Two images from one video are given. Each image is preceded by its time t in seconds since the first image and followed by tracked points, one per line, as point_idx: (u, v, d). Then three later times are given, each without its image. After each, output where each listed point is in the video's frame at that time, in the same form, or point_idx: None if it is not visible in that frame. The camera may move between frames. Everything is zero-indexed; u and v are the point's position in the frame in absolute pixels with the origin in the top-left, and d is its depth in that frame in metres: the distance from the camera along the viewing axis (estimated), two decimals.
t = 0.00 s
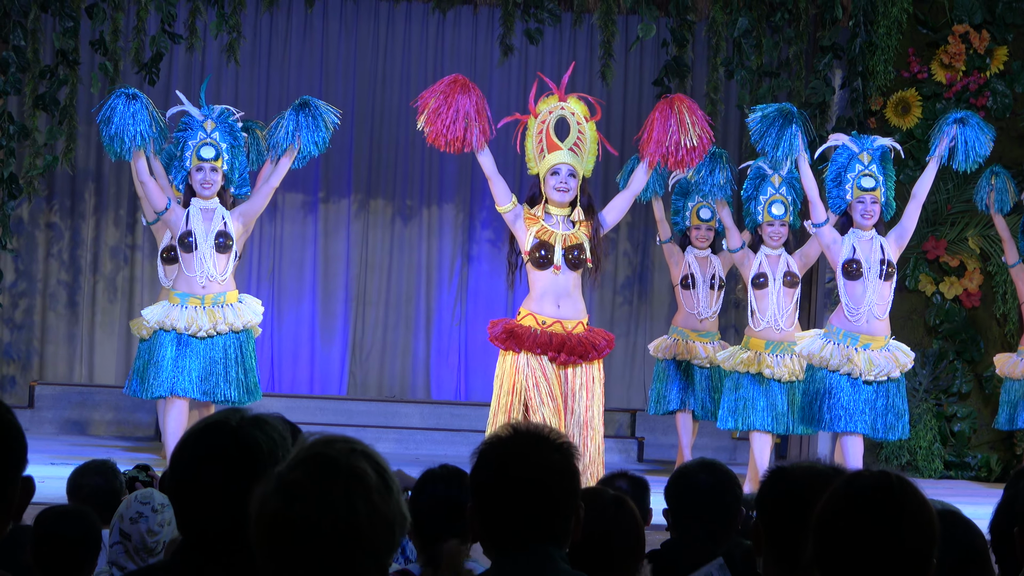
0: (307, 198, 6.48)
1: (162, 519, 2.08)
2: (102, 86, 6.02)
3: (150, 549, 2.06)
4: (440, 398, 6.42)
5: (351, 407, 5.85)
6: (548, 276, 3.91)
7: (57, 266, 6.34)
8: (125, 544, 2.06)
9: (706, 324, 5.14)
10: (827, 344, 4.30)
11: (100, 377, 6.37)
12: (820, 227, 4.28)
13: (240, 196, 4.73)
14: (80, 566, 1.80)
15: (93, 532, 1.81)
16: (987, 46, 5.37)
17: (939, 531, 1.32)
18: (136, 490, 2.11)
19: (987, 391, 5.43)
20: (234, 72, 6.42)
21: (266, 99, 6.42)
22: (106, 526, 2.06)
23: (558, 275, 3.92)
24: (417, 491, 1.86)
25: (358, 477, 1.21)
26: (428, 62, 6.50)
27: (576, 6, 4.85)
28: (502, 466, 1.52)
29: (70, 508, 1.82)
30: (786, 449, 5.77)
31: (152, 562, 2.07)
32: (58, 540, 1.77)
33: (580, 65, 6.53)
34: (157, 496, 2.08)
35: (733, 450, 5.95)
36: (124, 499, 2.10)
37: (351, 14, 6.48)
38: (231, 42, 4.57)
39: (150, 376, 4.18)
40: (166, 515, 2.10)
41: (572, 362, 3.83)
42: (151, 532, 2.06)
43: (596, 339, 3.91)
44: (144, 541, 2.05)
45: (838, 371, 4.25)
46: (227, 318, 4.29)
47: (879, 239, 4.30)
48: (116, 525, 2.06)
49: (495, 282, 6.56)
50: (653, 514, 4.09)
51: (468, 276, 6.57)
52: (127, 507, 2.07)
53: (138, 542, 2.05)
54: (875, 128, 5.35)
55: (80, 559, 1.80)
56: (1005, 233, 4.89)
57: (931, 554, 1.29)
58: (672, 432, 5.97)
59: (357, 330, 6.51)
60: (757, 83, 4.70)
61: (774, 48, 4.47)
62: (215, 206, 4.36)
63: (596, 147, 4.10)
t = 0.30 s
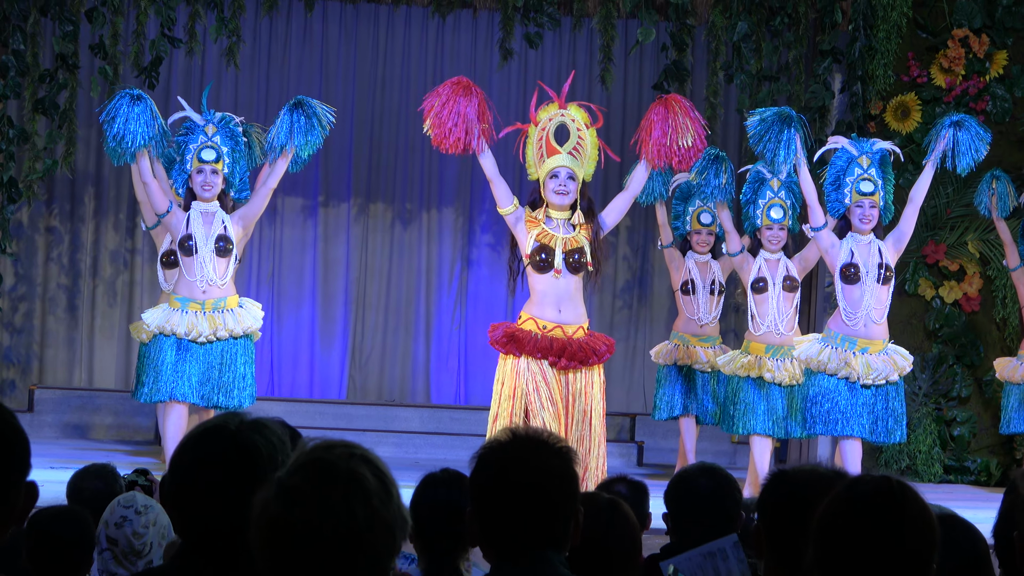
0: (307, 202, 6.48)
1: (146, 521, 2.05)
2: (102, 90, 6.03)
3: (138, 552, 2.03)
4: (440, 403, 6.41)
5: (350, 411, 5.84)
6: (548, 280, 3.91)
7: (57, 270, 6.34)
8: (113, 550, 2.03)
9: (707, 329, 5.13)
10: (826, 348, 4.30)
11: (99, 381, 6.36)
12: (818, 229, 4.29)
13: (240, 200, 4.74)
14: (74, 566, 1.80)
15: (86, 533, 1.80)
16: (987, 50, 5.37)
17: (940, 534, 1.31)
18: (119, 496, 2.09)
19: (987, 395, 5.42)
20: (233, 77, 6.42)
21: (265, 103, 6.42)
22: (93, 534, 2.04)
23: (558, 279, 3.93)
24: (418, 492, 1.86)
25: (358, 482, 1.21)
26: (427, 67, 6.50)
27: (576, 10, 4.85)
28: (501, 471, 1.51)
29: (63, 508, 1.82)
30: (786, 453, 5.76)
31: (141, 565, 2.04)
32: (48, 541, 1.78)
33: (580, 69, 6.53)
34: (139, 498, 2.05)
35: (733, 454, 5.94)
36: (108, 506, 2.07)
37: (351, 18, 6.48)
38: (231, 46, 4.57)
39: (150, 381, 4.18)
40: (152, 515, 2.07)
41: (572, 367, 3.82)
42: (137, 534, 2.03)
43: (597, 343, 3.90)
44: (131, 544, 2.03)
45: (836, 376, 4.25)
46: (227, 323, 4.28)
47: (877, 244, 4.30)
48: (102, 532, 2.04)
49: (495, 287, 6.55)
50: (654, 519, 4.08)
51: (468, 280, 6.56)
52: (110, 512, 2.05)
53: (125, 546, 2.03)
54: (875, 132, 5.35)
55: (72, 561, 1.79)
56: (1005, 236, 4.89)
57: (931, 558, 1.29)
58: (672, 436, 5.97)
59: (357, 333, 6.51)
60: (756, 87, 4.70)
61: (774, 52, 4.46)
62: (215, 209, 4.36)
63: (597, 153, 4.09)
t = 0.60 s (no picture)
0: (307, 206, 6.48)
1: (145, 522, 2.05)
2: (102, 94, 6.04)
3: (141, 554, 2.03)
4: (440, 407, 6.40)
5: (350, 415, 5.84)
6: (548, 282, 3.90)
7: (57, 274, 6.34)
8: (114, 556, 2.02)
9: (709, 333, 5.12)
10: (826, 352, 4.29)
11: (99, 385, 6.36)
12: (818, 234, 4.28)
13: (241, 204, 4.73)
14: (72, 564, 1.85)
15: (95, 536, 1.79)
16: (987, 54, 5.37)
17: (941, 538, 1.31)
18: (112, 503, 2.08)
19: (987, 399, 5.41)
20: (233, 81, 6.43)
21: (265, 108, 6.43)
22: (90, 543, 2.02)
23: (559, 280, 3.91)
24: (419, 497, 1.86)
25: (359, 485, 1.20)
26: (427, 71, 6.50)
27: (576, 14, 4.85)
28: (501, 474, 1.51)
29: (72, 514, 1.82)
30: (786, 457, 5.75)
31: (144, 567, 2.03)
32: (49, 543, 1.82)
33: (580, 72, 6.53)
34: (135, 501, 2.05)
35: (733, 458, 5.94)
36: (103, 513, 2.06)
37: (351, 22, 6.48)
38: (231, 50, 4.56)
39: (151, 385, 4.17)
40: (149, 516, 2.07)
41: (573, 370, 3.82)
42: (138, 536, 2.03)
43: (597, 346, 3.90)
44: (133, 546, 2.02)
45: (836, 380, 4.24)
46: (228, 328, 4.27)
47: (876, 248, 4.29)
48: (100, 540, 2.03)
49: (495, 291, 6.55)
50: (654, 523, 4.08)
51: (467, 284, 6.56)
52: (106, 519, 2.04)
53: (127, 550, 2.02)
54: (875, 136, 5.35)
55: (70, 558, 1.84)
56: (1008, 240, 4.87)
57: (932, 562, 1.28)
58: (672, 440, 5.96)
59: (357, 338, 6.51)
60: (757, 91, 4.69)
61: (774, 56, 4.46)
62: (217, 213, 4.35)
63: (595, 162, 4.10)
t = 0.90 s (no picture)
0: (306, 209, 6.49)
1: (145, 525, 2.05)
2: (102, 97, 6.04)
3: (141, 557, 2.02)
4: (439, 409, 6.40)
5: (350, 418, 5.84)
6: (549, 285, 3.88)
7: (56, 277, 6.34)
8: (114, 559, 2.01)
9: (708, 336, 5.12)
10: (826, 355, 4.29)
11: (99, 388, 6.36)
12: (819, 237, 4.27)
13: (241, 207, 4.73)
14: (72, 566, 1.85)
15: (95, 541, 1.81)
16: (986, 57, 5.37)
17: (941, 540, 1.30)
18: (110, 507, 2.07)
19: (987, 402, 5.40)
20: (233, 84, 6.44)
21: (265, 110, 6.43)
22: (90, 546, 2.01)
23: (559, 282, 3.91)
24: (419, 497, 1.86)
25: (359, 487, 1.20)
26: (427, 73, 6.50)
27: (576, 17, 4.85)
28: (499, 476, 1.51)
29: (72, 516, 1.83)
30: (785, 460, 5.75)
31: (145, 570, 2.03)
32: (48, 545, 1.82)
33: (580, 76, 6.53)
34: (135, 504, 2.05)
35: (732, 461, 5.93)
36: (101, 517, 2.05)
37: (351, 25, 6.48)
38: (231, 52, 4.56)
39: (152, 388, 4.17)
40: (149, 521, 2.06)
41: (574, 370, 3.81)
42: (139, 539, 2.02)
43: (597, 348, 3.90)
44: (134, 549, 2.01)
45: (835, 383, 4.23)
46: (228, 331, 4.27)
47: (876, 251, 4.28)
48: (100, 543, 2.02)
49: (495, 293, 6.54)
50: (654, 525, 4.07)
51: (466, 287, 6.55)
52: (106, 522, 2.03)
53: (128, 553, 2.01)
54: (875, 139, 5.36)
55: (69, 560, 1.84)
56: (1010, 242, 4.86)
57: (933, 564, 1.28)
58: (672, 443, 5.96)
59: (356, 341, 6.50)
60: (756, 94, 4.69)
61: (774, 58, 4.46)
62: (218, 215, 4.34)
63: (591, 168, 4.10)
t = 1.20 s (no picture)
0: (305, 210, 6.49)
1: (143, 527, 2.05)
2: (101, 99, 6.05)
3: (139, 559, 2.02)
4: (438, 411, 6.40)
5: (349, 419, 5.84)
6: (549, 284, 3.88)
7: (55, 278, 6.34)
8: (111, 560, 2.01)
9: (708, 337, 5.12)
10: (826, 357, 4.28)
11: (97, 390, 6.36)
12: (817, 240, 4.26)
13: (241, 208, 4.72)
14: (73, 566, 1.84)
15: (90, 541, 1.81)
16: (985, 59, 5.36)
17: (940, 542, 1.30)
18: (110, 507, 2.07)
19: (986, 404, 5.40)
20: (232, 86, 6.44)
21: (264, 112, 6.44)
22: (87, 546, 2.01)
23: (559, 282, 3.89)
24: (419, 495, 1.86)
25: (357, 487, 1.20)
26: (426, 75, 6.50)
27: (575, 19, 4.85)
28: (497, 477, 1.50)
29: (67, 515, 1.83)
30: (784, 462, 5.74)
31: (142, 572, 2.02)
32: (46, 546, 1.81)
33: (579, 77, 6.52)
34: (134, 506, 2.04)
35: (731, 462, 5.93)
36: (100, 517, 2.05)
37: (350, 27, 6.48)
38: (230, 53, 4.56)
39: (151, 389, 4.17)
40: (146, 524, 2.06)
41: (570, 372, 3.80)
42: (136, 541, 2.02)
43: (595, 350, 3.90)
44: (131, 552, 2.01)
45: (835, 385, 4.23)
46: (228, 333, 4.27)
47: (876, 253, 4.28)
48: (97, 544, 2.02)
49: (493, 294, 6.54)
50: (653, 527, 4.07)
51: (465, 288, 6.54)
52: (104, 523, 2.03)
53: (125, 555, 2.01)
54: (873, 141, 5.37)
55: (67, 562, 1.84)
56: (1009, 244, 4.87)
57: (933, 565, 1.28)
58: (671, 445, 5.96)
59: (355, 342, 6.50)
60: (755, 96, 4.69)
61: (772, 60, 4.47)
62: (218, 215, 4.33)
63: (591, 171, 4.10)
